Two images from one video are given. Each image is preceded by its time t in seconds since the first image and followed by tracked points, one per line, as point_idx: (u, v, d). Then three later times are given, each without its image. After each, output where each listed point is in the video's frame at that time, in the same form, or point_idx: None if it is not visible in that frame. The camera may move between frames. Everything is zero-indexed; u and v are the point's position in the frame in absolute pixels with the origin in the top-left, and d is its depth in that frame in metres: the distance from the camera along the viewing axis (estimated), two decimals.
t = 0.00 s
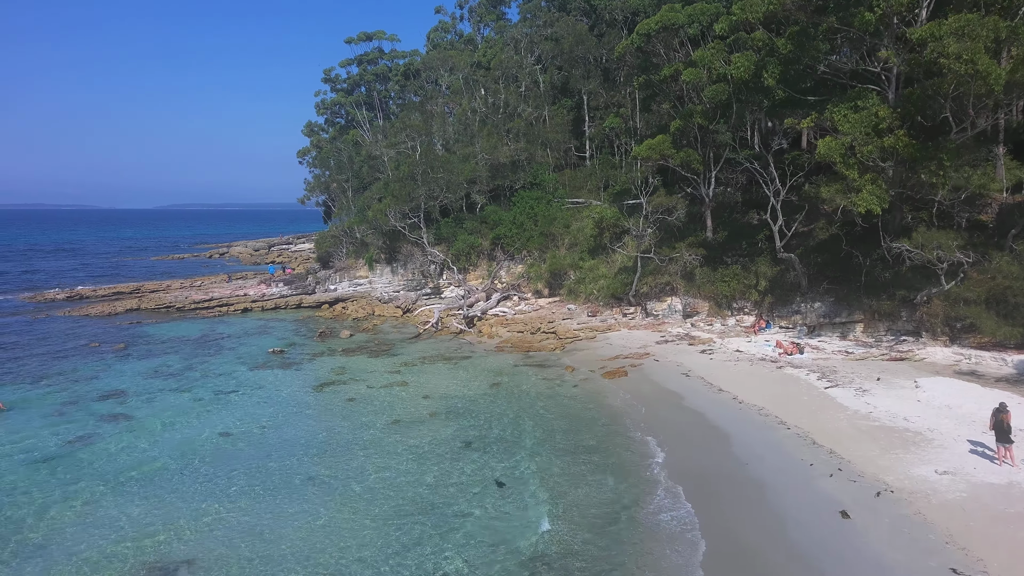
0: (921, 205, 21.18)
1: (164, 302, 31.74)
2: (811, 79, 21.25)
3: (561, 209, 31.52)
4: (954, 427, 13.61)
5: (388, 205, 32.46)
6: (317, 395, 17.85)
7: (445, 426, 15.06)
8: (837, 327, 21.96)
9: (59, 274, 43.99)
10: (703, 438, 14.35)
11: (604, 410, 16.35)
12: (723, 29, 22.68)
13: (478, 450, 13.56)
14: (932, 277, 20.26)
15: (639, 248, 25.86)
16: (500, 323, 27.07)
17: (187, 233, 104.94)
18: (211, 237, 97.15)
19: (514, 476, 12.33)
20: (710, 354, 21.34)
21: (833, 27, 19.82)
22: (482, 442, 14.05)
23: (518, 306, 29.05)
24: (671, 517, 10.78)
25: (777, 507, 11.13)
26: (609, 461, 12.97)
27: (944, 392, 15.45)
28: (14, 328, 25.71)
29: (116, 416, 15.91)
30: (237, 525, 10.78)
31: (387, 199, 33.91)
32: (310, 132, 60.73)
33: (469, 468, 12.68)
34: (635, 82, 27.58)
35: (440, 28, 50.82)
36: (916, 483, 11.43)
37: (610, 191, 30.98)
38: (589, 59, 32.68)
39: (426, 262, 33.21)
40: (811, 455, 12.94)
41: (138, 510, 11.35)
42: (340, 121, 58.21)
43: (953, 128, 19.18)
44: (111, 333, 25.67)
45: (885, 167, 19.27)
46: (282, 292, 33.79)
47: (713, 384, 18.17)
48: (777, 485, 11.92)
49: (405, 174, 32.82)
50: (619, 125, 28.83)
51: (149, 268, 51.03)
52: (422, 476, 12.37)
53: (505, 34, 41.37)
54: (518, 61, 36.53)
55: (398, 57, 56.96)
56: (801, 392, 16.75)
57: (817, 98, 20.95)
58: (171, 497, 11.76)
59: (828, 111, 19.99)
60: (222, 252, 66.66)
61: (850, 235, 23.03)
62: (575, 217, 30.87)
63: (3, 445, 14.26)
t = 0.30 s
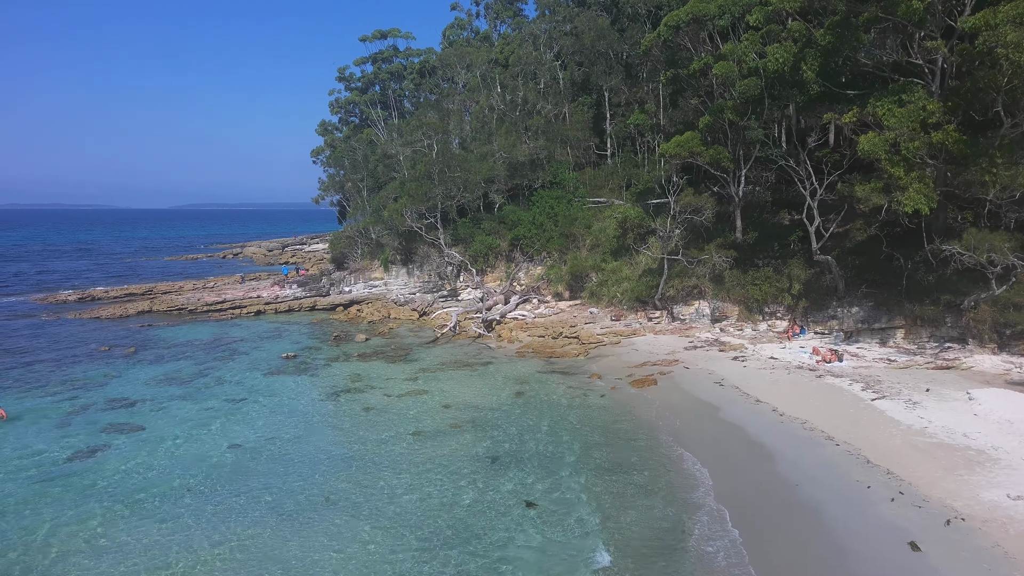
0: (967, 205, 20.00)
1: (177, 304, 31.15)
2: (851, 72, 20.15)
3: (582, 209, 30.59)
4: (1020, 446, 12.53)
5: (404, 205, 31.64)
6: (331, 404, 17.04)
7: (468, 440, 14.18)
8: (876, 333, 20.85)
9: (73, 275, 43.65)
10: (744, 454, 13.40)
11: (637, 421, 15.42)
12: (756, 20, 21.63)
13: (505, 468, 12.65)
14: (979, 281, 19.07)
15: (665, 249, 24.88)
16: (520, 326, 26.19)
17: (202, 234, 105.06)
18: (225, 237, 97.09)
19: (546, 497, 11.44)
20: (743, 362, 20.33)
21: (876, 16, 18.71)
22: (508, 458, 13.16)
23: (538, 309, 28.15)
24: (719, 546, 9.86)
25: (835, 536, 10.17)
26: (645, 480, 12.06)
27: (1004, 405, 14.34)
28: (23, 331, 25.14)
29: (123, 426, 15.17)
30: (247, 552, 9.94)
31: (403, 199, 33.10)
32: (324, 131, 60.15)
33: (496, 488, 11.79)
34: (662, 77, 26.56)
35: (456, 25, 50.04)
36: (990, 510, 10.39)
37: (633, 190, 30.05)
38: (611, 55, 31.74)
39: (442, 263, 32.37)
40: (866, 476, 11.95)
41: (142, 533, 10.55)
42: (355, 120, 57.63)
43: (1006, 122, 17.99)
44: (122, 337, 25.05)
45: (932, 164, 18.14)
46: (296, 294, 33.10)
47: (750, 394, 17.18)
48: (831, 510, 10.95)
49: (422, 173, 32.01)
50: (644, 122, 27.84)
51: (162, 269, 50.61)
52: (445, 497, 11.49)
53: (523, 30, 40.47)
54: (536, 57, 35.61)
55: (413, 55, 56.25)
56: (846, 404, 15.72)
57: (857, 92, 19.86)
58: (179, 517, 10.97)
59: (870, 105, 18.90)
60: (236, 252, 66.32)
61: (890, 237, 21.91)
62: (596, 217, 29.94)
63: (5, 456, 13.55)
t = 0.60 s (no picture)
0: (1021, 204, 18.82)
1: (191, 306, 30.58)
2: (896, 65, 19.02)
3: (606, 209, 29.61)
4: None
5: (422, 205, 30.77)
6: (350, 414, 16.24)
7: (497, 455, 13.33)
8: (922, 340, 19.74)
9: (87, 276, 43.22)
10: (794, 472, 12.45)
11: (675, 433, 14.50)
12: (794, 10, 20.56)
13: (537, 487, 11.80)
14: None
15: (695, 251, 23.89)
16: (543, 331, 25.30)
17: (218, 234, 105.11)
18: (239, 237, 96.98)
19: (586, 522, 10.55)
20: (782, 370, 19.30)
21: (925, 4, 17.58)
22: (542, 476, 12.28)
23: (561, 312, 27.28)
24: None
25: (906, 568, 9.24)
26: (691, 502, 11.15)
27: None
28: (36, 334, 24.64)
29: (135, 436, 14.47)
30: None
31: (421, 199, 32.32)
32: (339, 131, 59.52)
33: (530, 510, 10.92)
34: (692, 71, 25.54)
35: (473, 22, 49.22)
36: None
37: (659, 190, 29.04)
38: (636, 50, 30.74)
39: (461, 265, 31.53)
40: (933, 499, 10.97)
41: (150, 557, 9.81)
42: (370, 120, 57.02)
43: None
44: (136, 341, 24.44)
45: (987, 162, 17.01)
46: (312, 296, 32.44)
47: (792, 405, 16.20)
48: (899, 538, 10.00)
49: (440, 173, 31.18)
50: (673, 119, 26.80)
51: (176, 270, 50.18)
52: (475, 519, 10.66)
53: (543, 26, 39.52)
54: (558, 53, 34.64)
55: (429, 53, 55.48)
56: (900, 417, 14.68)
57: (903, 86, 18.75)
58: (193, 541, 10.21)
59: (919, 99, 17.80)
60: (251, 253, 65.89)
61: (935, 239, 20.90)
62: (621, 218, 28.99)
63: (11, 468, 12.89)
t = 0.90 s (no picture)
0: None
1: (206, 308, 29.93)
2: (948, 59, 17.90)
3: (632, 209, 28.65)
4: None
5: (442, 205, 29.94)
6: (372, 425, 15.43)
7: (532, 471, 12.46)
8: (973, 346, 18.62)
9: (102, 277, 42.80)
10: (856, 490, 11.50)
11: (722, 447, 13.51)
12: None
13: (580, 508, 10.91)
14: None
15: (729, 253, 22.91)
16: (569, 336, 24.40)
17: (232, 234, 105.03)
18: (254, 237, 96.88)
19: (636, 549, 9.65)
20: (826, 378, 18.29)
21: None
22: (582, 496, 11.39)
23: (586, 316, 26.40)
24: None
25: None
26: (749, 526, 10.24)
27: None
28: (49, 337, 24.02)
29: (148, 449, 13.71)
30: None
31: (440, 199, 31.50)
32: (354, 130, 58.86)
33: (574, 536, 10.04)
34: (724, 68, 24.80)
35: (491, 19, 48.40)
36: None
37: (686, 190, 28.47)
38: (663, 45, 29.74)
39: (481, 267, 30.68)
40: (1017, 526, 9.98)
41: None
42: (386, 119, 56.42)
43: None
44: (151, 345, 23.77)
45: None
46: (329, 298, 31.72)
47: (843, 418, 15.17)
48: (985, 569, 9.05)
49: (461, 172, 30.34)
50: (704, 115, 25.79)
51: (191, 271, 49.75)
52: (513, 546, 9.81)
53: (564, 21, 38.61)
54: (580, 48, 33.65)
55: (445, 51, 54.77)
56: (963, 432, 13.63)
57: (956, 79, 17.64)
58: (211, 569, 9.41)
59: (975, 93, 16.70)
60: (266, 253, 65.44)
61: (986, 241, 18.85)
62: (647, 218, 28.03)
63: (18, 483, 12.13)
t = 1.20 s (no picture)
0: None
1: (223, 310, 29.34)
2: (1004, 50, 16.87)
3: (661, 208, 27.72)
4: None
5: (464, 205, 29.16)
6: (401, 434, 14.69)
7: (574, 487, 11.65)
8: None
9: (118, 278, 42.42)
10: (932, 512, 10.59)
11: (776, 462, 12.60)
12: None
13: (630, 531, 10.09)
14: None
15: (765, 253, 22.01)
16: (597, 340, 23.55)
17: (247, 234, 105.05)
18: (268, 237, 96.69)
19: None
20: (874, 386, 17.32)
21: None
22: (631, 516, 10.55)
23: (613, 319, 25.54)
24: None
25: None
26: (820, 554, 9.38)
27: None
28: (65, 339, 23.46)
29: (167, 461, 13.04)
30: None
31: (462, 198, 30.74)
32: (370, 129, 58.35)
33: (627, 564, 9.22)
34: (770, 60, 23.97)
35: (510, 16, 47.65)
36: None
37: (716, 188, 27.62)
38: (692, 39, 28.81)
39: (503, 267, 29.96)
40: None
41: None
42: (402, 117, 55.82)
43: None
44: (168, 348, 23.17)
45: None
46: (348, 299, 31.03)
47: (902, 431, 14.19)
48: None
49: (483, 171, 29.55)
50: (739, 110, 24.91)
51: (206, 271, 49.32)
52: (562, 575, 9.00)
53: (587, 17, 37.76)
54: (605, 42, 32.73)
55: (462, 48, 54.07)
56: None
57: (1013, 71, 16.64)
58: None
59: None
60: (281, 253, 65.05)
61: None
62: (676, 218, 27.13)
63: (31, 498, 11.47)
